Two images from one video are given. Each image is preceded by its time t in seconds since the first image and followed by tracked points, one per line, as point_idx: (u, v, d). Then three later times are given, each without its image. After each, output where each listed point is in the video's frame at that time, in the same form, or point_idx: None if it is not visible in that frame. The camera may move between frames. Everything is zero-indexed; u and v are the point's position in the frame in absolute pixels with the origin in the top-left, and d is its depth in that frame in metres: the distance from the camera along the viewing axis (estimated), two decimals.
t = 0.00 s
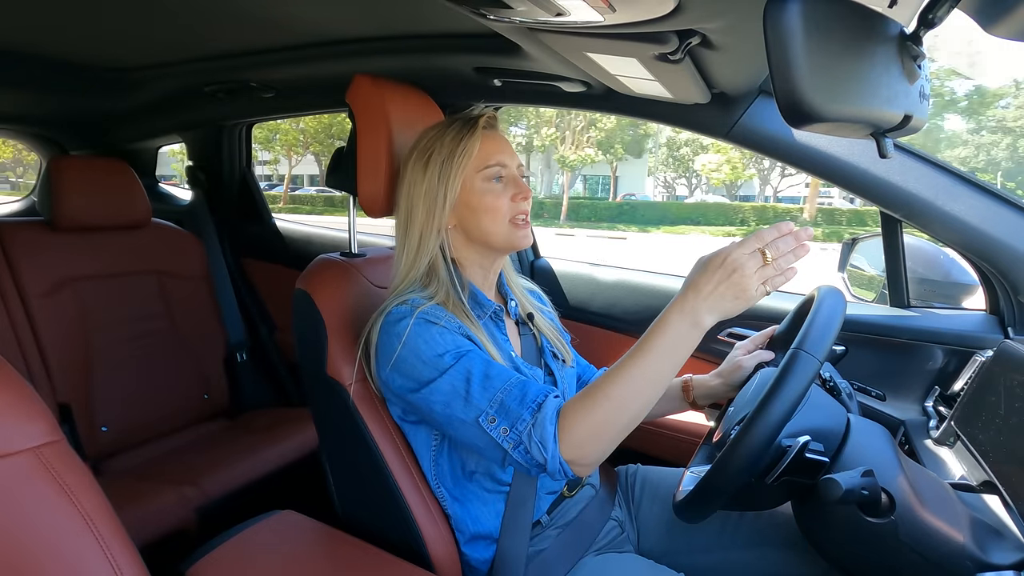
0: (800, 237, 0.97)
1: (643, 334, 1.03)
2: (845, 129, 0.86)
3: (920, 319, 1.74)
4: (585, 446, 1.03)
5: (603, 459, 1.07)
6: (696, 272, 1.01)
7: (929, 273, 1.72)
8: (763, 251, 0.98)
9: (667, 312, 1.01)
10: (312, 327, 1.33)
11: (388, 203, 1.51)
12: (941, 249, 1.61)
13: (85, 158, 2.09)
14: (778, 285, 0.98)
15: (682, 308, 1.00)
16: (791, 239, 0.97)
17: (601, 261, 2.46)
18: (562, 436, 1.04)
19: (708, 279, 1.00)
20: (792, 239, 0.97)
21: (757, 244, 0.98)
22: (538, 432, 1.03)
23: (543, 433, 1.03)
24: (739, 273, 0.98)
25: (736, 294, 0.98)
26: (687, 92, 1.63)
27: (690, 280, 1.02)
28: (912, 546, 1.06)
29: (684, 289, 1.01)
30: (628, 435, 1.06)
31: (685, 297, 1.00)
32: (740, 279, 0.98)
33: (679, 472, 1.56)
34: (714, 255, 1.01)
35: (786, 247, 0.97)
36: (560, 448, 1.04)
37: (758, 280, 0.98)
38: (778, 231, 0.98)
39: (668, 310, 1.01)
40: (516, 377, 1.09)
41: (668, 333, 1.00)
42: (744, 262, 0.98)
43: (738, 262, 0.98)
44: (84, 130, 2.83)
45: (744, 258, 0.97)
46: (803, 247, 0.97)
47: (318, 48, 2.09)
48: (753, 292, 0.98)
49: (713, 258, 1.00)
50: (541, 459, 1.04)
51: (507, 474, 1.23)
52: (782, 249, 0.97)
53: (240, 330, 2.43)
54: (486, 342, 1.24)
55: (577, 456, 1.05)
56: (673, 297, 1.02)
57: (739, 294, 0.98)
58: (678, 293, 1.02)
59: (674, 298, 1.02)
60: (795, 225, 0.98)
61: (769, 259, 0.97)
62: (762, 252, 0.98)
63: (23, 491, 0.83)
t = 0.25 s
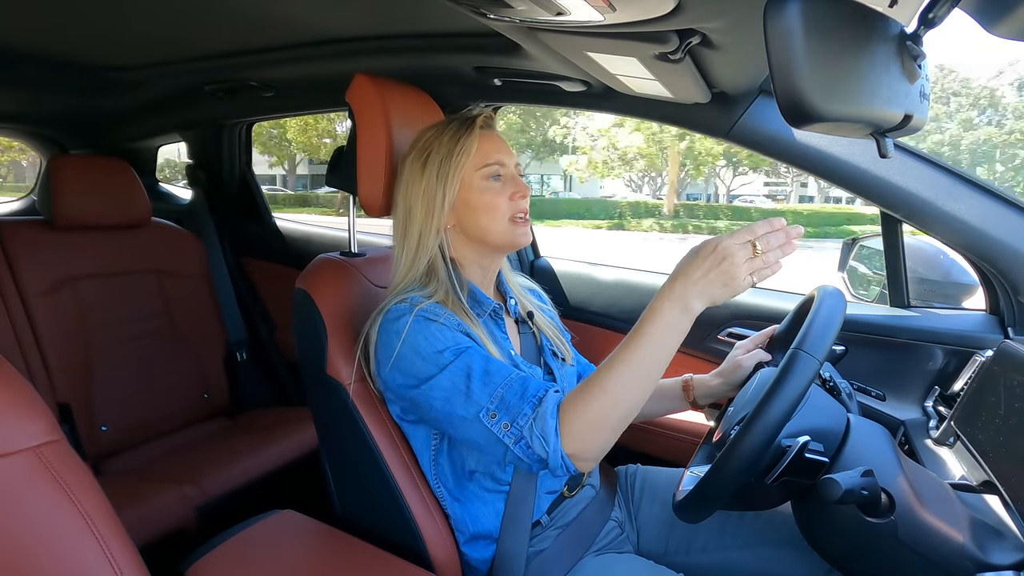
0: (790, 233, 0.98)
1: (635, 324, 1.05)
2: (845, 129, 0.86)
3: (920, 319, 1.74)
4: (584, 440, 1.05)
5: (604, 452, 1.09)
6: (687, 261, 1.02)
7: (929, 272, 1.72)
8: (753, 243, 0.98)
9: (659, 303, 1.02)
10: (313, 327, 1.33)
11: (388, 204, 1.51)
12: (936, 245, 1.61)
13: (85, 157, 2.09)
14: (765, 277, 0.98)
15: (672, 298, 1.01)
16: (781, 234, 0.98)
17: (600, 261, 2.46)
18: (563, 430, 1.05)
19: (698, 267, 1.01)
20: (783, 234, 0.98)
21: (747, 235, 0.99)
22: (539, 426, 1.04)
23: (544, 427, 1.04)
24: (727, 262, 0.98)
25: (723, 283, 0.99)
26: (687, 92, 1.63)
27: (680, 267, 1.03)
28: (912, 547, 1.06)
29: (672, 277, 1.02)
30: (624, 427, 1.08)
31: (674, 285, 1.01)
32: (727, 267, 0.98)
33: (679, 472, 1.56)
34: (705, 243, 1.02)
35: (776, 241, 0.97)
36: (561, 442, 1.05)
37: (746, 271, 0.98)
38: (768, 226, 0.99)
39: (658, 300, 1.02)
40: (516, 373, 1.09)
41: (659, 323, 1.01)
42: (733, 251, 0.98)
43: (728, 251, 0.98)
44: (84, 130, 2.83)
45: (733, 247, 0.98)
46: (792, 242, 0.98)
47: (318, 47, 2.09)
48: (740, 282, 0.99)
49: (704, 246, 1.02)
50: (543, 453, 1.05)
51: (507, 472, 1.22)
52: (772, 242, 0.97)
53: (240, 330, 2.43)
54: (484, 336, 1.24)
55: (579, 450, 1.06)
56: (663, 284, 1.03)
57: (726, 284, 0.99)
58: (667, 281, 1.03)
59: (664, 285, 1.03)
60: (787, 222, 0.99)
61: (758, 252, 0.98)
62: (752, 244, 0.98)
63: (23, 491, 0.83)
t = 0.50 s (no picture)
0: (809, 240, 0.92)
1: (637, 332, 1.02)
2: (845, 129, 0.86)
3: (919, 319, 1.74)
4: (578, 448, 1.02)
5: (599, 462, 1.06)
6: (693, 268, 0.98)
7: (928, 273, 1.72)
8: (767, 252, 0.93)
9: (659, 312, 0.99)
10: (312, 327, 1.33)
11: (388, 205, 1.52)
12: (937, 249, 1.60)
13: (85, 157, 2.08)
14: (777, 288, 0.93)
15: (676, 307, 0.98)
16: (799, 242, 0.92)
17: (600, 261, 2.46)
18: (556, 440, 1.03)
19: (706, 275, 0.96)
20: (800, 242, 0.92)
21: (761, 243, 0.93)
22: (530, 437, 1.03)
23: (536, 437, 1.02)
24: (738, 273, 0.93)
25: (730, 294, 0.95)
26: (687, 92, 1.63)
27: (686, 274, 0.99)
28: (912, 547, 1.06)
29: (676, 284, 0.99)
30: (622, 435, 1.05)
31: (679, 294, 0.98)
32: (738, 278, 0.93)
33: (679, 472, 1.57)
34: (716, 249, 0.97)
35: (793, 249, 0.92)
36: (554, 451, 1.03)
37: (757, 282, 0.93)
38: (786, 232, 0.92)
39: (660, 308, 0.99)
40: (512, 380, 1.08)
41: (660, 332, 0.99)
42: (745, 260, 0.93)
43: (739, 259, 0.93)
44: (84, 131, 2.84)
45: (745, 258, 0.93)
46: (810, 251, 0.92)
47: (318, 47, 2.09)
48: (751, 295, 0.93)
49: (713, 251, 0.96)
50: (535, 462, 1.03)
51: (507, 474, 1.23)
52: (789, 250, 0.92)
53: (240, 329, 2.42)
54: (488, 346, 1.23)
55: (572, 459, 1.03)
56: (667, 291, 1.00)
57: (735, 294, 0.94)
58: (672, 287, 1.00)
59: (667, 294, 1.00)
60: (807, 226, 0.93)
61: (772, 261, 0.92)
62: (767, 254, 0.93)
63: (22, 491, 0.83)
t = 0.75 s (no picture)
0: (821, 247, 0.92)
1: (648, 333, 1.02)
2: (845, 129, 0.86)
3: (920, 319, 1.74)
4: (584, 444, 1.03)
5: (603, 458, 1.07)
6: (706, 271, 0.98)
7: (928, 273, 1.72)
8: (779, 257, 0.93)
9: (673, 314, 0.99)
10: (313, 327, 1.33)
11: (387, 205, 1.52)
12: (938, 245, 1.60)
13: (85, 158, 2.08)
14: (789, 293, 0.94)
15: (688, 310, 0.98)
16: (811, 248, 0.93)
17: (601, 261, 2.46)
18: (562, 434, 1.04)
19: (718, 278, 0.96)
20: (812, 249, 0.93)
21: (774, 248, 0.93)
22: (536, 432, 1.03)
23: (542, 432, 1.03)
24: (750, 277, 0.94)
25: (743, 298, 0.95)
26: (687, 92, 1.63)
27: (699, 276, 0.99)
28: (912, 546, 1.06)
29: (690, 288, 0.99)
30: (627, 432, 1.06)
31: (691, 296, 0.98)
32: (750, 282, 0.94)
33: (679, 472, 1.57)
34: (728, 252, 0.97)
35: (805, 255, 0.92)
36: (560, 447, 1.03)
37: (769, 286, 0.94)
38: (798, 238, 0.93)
39: (673, 309, 0.99)
40: (517, 376, 1.09)
41: (673, 334, 0.99)
42: (757, 264, 0.93)
43: (751, 264, 0.94)
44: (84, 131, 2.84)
45: (758, 262, 0.93)
46: (822, 258, 0.93)
47: (318, 48, 2.09)
48: (763, 299, 0.94)
49: (725, 256, 0.97)
50: (541, 458, 1.04)
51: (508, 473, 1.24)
52: (800, 257, 0.92)
53: (240, 330, 2.44)
54: (487, 342, 1.23)
55: (577, 455, 1.04)
56: (680, 293, 1.00)
57: (747, 298, 0.94)
58: (686, 289, 1.00)
59: (682, 296, 1.00)
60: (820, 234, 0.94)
61: (784, 266, 0.93)
62: (778, 258, 0.93)
63: (23, 492, 0.83)
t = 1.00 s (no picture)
0: (856, 241, 0.91)
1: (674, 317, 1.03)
2: (845, 129, 0.86)
3: (920, 319, 1.74)
4: (599, 418, 1.04)
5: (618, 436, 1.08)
6: (737, 260, 0.99)
7: (928, 273, 1.72)
8: (809, 251, 0.93)
9: (701, 298, 1.00)
10: (313, 327, 1.33)
11: (386, 204, 1.52)
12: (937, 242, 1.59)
13: (85, 157, 2.08)
14: (819, 288, 0.93)
15: (716, 296, 0.98)
16: (844, 244, 0.92)
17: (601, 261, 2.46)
18: (574, 409, 1.04)
19: (747, 269, 0.96)
20: (845, 244, 0.92)
21: (805, 241, 0.93)
22: (549, 409, 1.03)
23: (555, 408, 1.03)
24: (779, 269, 0.93)
25: (771, 287, 0.94)
26: (687, 92, 1.64)
27: (730, 267, 1.00)
28: (911, 546, 1.06)
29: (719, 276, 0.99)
30: (642, 414, 1.07)
31: (719, 284, 0.99)
32: (779, 274, 0.93)
33: (679, 471, 1.56)
34: (759, 246, 0.97)
35: (837, 251, 0.92)
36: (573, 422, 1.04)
37: (799, 278, 0.93)
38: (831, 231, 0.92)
39: (702, 294, 1.00)
40: (524, 359, 1.09)
41: (699, 318, 0.99)
42: (787, 256, 0.93)
43: (781, 256, 0.94)
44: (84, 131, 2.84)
45: (789, 254, 0.93)
46: (855, 254, 0.92)
47: (318, 47, 2.09)
48: (792, 292, 0.93)
49: (756, 248, 0.97)
50: (554, 435, 1.03)
51: (509, 469, 1.23)
52: (832, 252, 0.92)
53: (240, 330, 2.43)
54: (484, 326, 1.26)
55: (592, 429, 1.05)
56: (709, 281, 1.01)
57: (774, 290, 0.94)
58: (715, 279, 1.00)
59: (710, 284, 1.00)
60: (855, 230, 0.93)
61: (815, 260, 0.92)
62: (809, 252, 0.93)
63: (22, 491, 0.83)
